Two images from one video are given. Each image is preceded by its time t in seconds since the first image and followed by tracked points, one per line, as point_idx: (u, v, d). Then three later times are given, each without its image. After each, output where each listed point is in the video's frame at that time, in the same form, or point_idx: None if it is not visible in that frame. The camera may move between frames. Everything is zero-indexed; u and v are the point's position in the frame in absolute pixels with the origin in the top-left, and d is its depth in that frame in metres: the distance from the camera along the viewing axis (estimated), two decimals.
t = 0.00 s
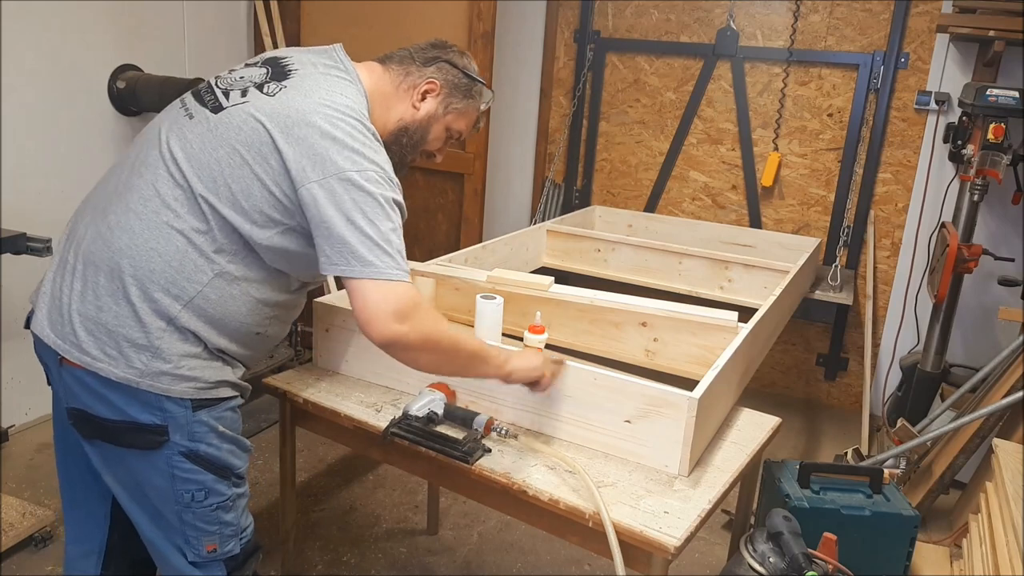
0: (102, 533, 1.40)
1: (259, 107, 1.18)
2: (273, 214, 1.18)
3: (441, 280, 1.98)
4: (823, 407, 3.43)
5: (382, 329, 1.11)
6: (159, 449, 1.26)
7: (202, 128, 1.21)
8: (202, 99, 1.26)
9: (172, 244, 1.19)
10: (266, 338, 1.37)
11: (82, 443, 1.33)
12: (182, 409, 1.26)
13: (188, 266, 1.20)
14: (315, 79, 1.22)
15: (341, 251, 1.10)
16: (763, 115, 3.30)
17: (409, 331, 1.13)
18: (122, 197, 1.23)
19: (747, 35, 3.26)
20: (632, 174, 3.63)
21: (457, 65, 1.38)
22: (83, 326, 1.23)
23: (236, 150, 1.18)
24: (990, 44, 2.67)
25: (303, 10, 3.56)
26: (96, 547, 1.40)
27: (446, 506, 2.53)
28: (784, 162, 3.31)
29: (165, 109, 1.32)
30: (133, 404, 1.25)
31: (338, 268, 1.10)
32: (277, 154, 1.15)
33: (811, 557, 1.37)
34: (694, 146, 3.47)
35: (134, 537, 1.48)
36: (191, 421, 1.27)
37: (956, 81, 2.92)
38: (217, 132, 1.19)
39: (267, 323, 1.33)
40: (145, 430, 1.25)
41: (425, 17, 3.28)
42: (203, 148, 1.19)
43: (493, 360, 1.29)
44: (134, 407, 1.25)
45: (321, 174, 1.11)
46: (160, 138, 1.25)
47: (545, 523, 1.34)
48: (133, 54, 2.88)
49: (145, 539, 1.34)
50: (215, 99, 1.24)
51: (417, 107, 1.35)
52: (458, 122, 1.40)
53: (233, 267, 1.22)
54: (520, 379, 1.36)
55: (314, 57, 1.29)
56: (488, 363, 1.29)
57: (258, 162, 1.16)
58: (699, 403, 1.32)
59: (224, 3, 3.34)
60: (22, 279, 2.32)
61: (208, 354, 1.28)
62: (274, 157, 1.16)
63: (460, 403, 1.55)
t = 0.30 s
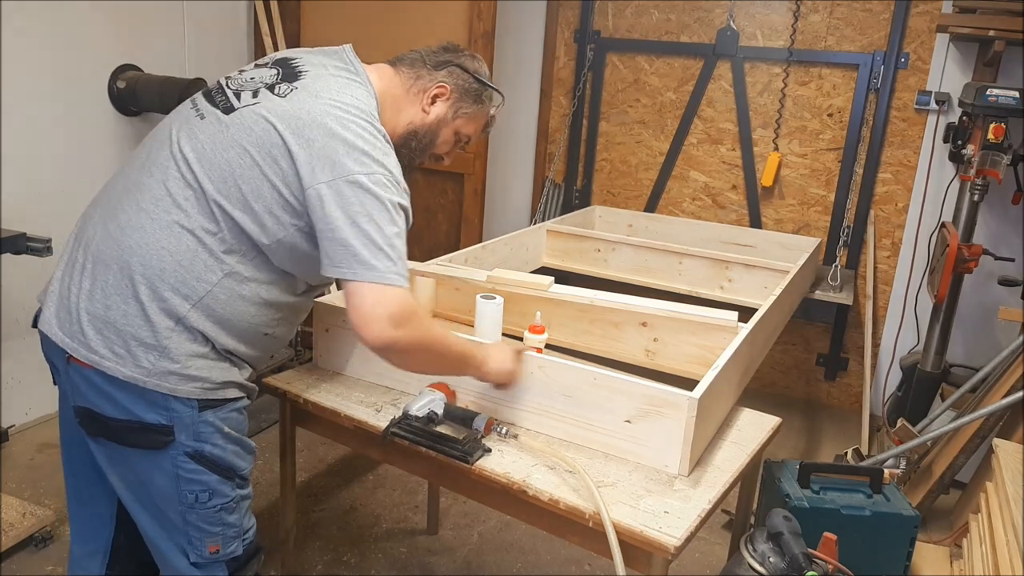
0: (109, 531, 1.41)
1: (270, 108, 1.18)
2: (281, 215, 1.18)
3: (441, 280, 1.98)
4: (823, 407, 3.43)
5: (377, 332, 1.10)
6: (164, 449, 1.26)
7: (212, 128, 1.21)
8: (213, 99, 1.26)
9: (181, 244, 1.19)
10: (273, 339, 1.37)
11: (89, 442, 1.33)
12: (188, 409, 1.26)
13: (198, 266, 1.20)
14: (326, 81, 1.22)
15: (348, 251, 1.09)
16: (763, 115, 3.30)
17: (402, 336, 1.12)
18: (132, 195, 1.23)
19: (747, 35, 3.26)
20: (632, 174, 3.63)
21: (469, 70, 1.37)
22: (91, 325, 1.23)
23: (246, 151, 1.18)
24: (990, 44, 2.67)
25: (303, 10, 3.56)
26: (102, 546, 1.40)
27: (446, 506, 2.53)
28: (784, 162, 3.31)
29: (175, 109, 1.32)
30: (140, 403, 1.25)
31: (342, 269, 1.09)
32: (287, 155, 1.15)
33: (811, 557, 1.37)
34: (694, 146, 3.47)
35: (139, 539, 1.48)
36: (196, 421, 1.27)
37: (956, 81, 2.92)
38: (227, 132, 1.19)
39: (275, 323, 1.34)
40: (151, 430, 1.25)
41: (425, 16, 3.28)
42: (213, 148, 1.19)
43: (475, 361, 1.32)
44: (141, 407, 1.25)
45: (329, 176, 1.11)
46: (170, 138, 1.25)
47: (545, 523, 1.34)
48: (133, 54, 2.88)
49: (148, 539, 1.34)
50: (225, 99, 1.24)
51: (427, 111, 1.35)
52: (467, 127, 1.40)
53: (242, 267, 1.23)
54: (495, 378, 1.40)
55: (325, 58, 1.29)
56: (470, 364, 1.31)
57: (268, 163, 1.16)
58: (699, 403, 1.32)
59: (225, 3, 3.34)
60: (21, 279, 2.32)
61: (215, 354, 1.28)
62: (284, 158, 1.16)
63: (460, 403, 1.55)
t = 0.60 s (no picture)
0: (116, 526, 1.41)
1: (246, 99, 1.18)
2: (265, 204, 1.18)
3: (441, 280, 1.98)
4: (823, 407, 3.43)
5: (332, 322, 1.14)
6: (163, 444, 1.27)
7: (190, 121, 1.21)
8: (188, 93, 1.26)
9: (169, 238, 1.19)
10: (266, 330, 1.37)
11: (87, 439, 1.33)
12: (185, 402, 1.26)
13: (188, 260, 1.20)
14: (299, 68, 1.22)
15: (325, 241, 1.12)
16: (763, 115, 3.30)
17: (357, 328, 1.17)
18: (116, 194, 1.22)
19: (747, 35, 3.26)
20: (632, 174, 3.63)
21: (440, 56, 1.38)
22: (84, 324, 1.23)
23: (225, 142, 1.18)
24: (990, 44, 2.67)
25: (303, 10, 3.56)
26: (110, 539, 1.41)
27: (446, 506, 2.53)
28: (784, 162, 3.31)
29: (151, 106, 1.32)
30: (136, 399, 1.25)
31: (313, 261, 1.12)
32: (267, 145, 1.16)
33: (811, 557, 1.37)
34: (694, 146, 3.47)
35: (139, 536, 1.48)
36: (193, 414, 1.27)
37: (956, 80, 2.92)
38: (205, 125, 1.19)
39: (266, 314, 1.34)
40: (149, 425, 1.25)
41: (425, 16, 3.28)
42: (193, 141, 1.19)
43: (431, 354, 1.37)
44: (137, 402, 1.25)
45: (306, 163, 1.12)
46: (149, 134, 1.25)
47: (545, 523, 1.34)
48: (133, 55, 2.88)
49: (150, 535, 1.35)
50: (201, 92, 1.24)
51: (401, 96, 1.36)
52: (440, 112, 1.41)
53: (231, 259, 1.23)
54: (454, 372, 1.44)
55: (295, 47, 1.29)
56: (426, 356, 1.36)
57: (248, 153, 1.17)
58: (699, 403, 1.32)
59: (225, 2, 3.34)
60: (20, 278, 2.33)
61: (209, 347, 1.28)
62: (263, 147, 1.16)
63: (460, 402, 1.55)
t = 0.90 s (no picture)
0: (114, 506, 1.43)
1: (255, 91, 1.20)
2: (273, 192, 1.20)
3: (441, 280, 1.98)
4: (823, 407, 3.43)
5: (359, 309, 1.18)
6: (169, 428, 1.26)
7: (199, 112, 1.23)
8: (196, 86, 1.28)
9: (178, 225, 1.20)
10: (268, 323, 1.37)
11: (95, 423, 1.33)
12: (190, 387, 1.26)
13: (193, 244, 1.21)
14: (306, 62, 1.25)
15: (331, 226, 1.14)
16: (763, 115, 3.30)
17: (386, 314, 1.19)
18: (126, 182, 1.24)
19: (747, 35, 3.26)
20: (632, 174, 3.63)
21: (445, 55, 1.42)
22: (92, 308, 1.23)
23: (233, 131, 1.20)
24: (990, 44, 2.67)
25: (303, 10, 3.56)
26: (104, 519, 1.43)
27: (446, 506, 2.53)
28: (784, 162, 3.31)
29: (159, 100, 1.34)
30: (145, 384, 1.25)
31: (323, 248, 1.14)
32: (274, 135, 1.18)
33: (811, 557, 1.37)
34: (694, 146, 3.47)
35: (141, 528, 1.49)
36: (199, 399, 1.27)
37: (955, 80, 2.92)
38: (214, 116, 1.21)
39: (270, 305, 1.34)
40: (156, 409, 1.25)
41: (425, 16, 3.27)
42: (201, 131, 1.21)
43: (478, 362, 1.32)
44: (146, 387, 1.25)
45: (311, 152, 1.15)
46: (157, 126, 1.26)
47: (545, 523, 1.34)
48: (133, 55, 2.88)
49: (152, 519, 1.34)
50: (209, 85, 1.26)
51: (407, 92, 1.39)
52: (445, 109, 1.44)
53: (237, 247, 1.24)
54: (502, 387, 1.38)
55: (302, 42, 1.32)
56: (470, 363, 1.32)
57: (257, 142, 1.19)
58: (699, 403, 1.32)
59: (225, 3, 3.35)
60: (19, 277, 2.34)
61: (217, 335, 1.28)
62: (270, 137, 1.18)
63: (460, 402, 1.55)
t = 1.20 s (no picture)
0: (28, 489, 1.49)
1: (143, 99, 1.27)
2: (153, 198, 1.27)
3: (441, 280, 1.99)
4: (823, 407, 3.43)
5: (247, 322, 1.24)
6: (56, 412, 1.36)
7: (94, 116, 1.31)
8: (102, 88, 1.36)
9: (59, 224, 1.30)
10: (164, 319, 1.44)
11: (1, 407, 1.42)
12: (75, 374, 1.35)
13: (73, 245, 1.29)
14: (201, 70, 1.29)
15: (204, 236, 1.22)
16: (763, 115, 3.30)
17: (272, 325, 1.26)
18: (24, 178, 1.33)
19: (747, 35, 3.26)
20: (632, 174, 3.63)
21: (359, 63, 1.41)
22: None
23: (117, 138, 1.28)
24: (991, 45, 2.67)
25: (303, 10, 3.57)
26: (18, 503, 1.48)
27: (447, 506, 2.53)
28: (784, 162, 3.31)
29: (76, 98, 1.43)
30: (33, 369, 1.34)
31: (207, 256, 1.22)
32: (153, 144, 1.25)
33: (811, 557, 1.37)
34: (694, 146, 3.47)
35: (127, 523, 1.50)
36: (84, 386, 1.36)
37: (956, 80, 2.92)
38: (104, 121, 1.29)
39: (161, 304, 1.41)
40: (44, 395, 1.35)
41: (425, 16, 3.28)
42: (92, 135, 1.30)
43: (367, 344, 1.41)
44: (34, 372, 1.34)
45: (190, 166, 1.21)
46: (62, 126, 1.35)
47: (545, 523, 1.34)
48: (133, 56, 2.89)
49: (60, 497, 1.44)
50: (112, 88, 1.34)
51: (315, 101, 1.39)
52: (357, 118, 1.44)
53: (119, 248, 1.31)
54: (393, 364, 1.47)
55: (209, 49, 1.37)
56: (360, 346, 1.40)
57: (137, 150, 1.26)
58: (699, 403, 1.33)
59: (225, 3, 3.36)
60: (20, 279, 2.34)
61: (103, 330, 1.36)
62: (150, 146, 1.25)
63: (460, 403, 1.55)
